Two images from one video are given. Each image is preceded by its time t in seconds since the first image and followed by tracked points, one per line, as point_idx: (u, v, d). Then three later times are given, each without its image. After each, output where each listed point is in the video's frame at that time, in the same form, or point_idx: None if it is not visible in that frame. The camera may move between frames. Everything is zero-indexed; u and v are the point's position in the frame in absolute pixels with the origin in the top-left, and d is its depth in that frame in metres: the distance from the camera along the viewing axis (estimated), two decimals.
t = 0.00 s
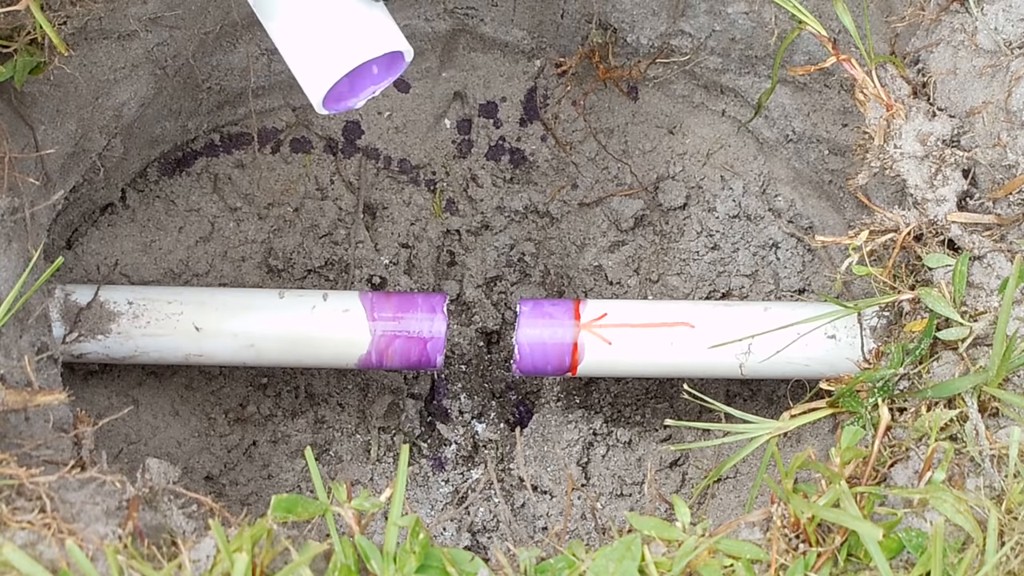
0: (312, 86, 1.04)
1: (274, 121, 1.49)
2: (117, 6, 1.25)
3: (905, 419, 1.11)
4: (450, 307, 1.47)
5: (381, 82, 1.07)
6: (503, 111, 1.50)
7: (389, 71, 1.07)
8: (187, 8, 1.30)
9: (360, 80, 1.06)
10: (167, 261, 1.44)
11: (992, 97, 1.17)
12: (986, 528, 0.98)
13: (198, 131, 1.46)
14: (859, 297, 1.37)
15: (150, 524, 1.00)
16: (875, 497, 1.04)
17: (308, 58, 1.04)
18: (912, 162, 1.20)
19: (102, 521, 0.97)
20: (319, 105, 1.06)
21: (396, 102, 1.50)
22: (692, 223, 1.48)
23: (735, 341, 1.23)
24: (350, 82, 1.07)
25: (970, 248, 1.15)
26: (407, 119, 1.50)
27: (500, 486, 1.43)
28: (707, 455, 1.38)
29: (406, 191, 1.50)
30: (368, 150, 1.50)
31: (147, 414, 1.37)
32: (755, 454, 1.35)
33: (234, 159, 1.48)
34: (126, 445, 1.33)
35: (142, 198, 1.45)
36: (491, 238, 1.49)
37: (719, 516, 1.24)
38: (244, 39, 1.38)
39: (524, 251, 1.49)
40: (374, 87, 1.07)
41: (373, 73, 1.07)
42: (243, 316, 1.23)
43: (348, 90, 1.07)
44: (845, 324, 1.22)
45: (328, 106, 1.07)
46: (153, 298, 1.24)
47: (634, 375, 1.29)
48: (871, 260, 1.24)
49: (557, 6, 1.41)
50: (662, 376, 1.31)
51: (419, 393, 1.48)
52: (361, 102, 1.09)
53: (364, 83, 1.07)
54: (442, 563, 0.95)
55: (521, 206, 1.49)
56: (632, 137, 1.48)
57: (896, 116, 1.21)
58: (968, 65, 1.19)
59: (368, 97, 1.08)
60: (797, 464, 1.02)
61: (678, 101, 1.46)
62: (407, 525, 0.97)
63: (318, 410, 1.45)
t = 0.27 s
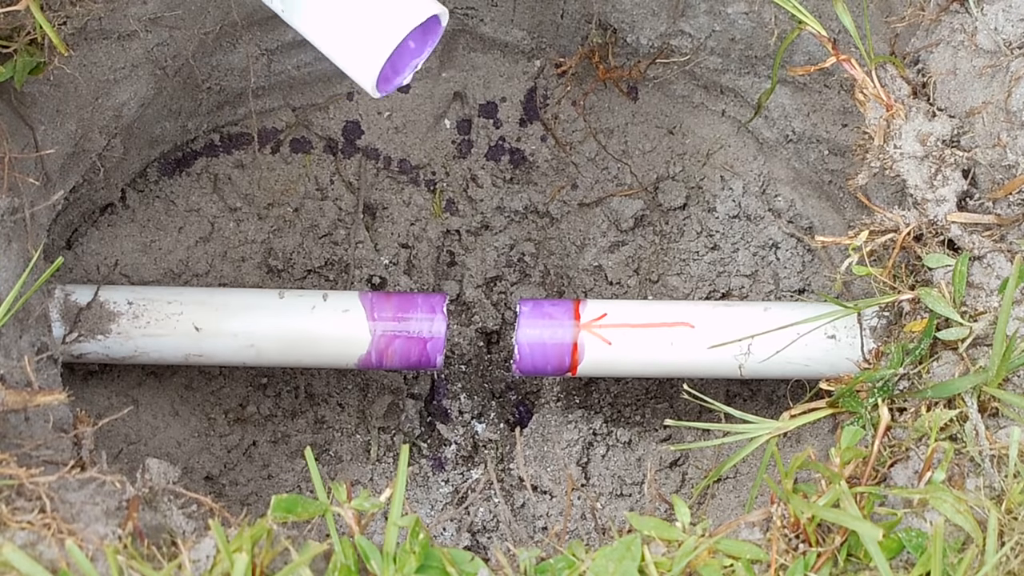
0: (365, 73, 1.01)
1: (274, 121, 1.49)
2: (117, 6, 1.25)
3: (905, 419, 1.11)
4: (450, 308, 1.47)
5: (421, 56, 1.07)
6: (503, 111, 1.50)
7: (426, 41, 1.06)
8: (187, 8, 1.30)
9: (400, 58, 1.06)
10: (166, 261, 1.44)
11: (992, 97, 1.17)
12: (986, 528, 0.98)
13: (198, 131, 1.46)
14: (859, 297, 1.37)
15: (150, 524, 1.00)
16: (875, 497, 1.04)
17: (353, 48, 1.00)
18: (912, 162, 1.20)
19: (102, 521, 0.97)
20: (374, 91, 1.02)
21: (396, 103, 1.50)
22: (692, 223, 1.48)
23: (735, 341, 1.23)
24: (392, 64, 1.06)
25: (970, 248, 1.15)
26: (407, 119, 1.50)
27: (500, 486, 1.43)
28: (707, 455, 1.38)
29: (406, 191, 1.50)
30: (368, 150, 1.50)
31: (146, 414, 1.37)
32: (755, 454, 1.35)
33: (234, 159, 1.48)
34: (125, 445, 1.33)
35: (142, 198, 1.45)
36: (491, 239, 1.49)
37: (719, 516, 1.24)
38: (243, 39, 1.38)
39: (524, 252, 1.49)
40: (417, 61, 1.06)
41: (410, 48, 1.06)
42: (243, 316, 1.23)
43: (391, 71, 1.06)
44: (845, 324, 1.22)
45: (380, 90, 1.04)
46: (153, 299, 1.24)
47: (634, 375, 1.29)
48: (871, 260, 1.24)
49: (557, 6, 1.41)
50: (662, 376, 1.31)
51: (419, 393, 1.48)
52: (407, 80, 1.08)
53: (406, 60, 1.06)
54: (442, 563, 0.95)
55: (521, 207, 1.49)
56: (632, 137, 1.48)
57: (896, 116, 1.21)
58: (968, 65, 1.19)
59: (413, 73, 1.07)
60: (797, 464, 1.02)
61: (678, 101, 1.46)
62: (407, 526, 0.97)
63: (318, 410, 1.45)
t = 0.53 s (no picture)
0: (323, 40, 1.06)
1: (274, 121, 1.49)
2: (117, 6, 1.26)
3: (905, 419, 1.11)
4: (450, 308, 1.47)
5: (386, 38, 1.14)
6: (503, 111, 1.50)
7: (393, 24, 1.14)
8: (186, 8, 1.30)
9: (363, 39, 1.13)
10: (167, 261, 1.44)
11: (992, 97, 1.17)
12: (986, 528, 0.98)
13: (198, 131, 1.46)
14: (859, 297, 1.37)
15: (150, 524, 1.00)
16: (875, 497, 1.04)
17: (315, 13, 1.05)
18: (912, 162, 1.20)
19: (102, 521, 0.97)
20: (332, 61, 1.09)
21: (396, 103, 1.50)
22: (692, 223, 1.48)
23: (735, 341, 1.23)
24: (355, 41, 1.14)
25: (970, 249, 1.15)
26: (407, 119, 1.50)
27: (500, 486, 1.43)
28: (707, 455, 1.38)
29: (406, 191, 1.50)
30: (368, 150, 1.50)
31: (147, 414, 1.37)
32: (755, 454, 1.35)
33: (234, 159, 1.48)
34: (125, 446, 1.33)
35: (142, 198, 1.45)
36: (491, 239, 1.49)
37: (720, 516, 1.24)
38: (243, 39, 1.38)
39: (524, 252, 1.49)
40: (381, 43, 1.13)
41: (375, 32, 1.14)
42: (243, 316, 1.23)
43: (354, 49, 1.14)
44: (845, 324, 1.22)
45: (341, 65, 1.13)
46: (152, 299, 1.24)
47: (634, 375, 1.29)
48: (871, 260, 1.25)
49: (557, 6, 1.41)
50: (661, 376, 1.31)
51: (419, 393, 1.48)
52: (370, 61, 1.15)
53: (372, 40, 1.14)
54: (442, 563, 0.95)
55: (521, 207, 1.49)
56: (632, 137, 1.48)
57: (896, 117, 1.21)
58: (968, 65, 1.19)
59: (376, 55, 1.14)
60: (797, 464, 1.01)
61: (678, 102, 1.46)
62: (407, 526, 0.97)
63: (318, 410, 1.45)
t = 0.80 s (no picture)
0: None
1: (274, 121, 1.49)
2: (117, 6, 1.26)
3: (905, 419, 1.11)
4: (450, 308, 1.47)
5: None
6: (503, 111, 1.50)
7: None
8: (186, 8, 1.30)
9: None
10: (167, 261, 1.44)
11: (992, 97, 1.17)
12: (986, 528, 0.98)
13: (198, 132, 1.46)
14: (859, 298, 1.37)
15: (150, 524, 1.00)
16: (875, 497, 1.04)
17: None
18: (912, 162, 1.20)
19: (102, 521, 0.97)
20: None
21: (396, 102, 1.50)
22: (692, 223, 1.48)
23: (734, 341, 1.23)
24: None
25: (970, 248, 1.14)
26: (407, 119, 1.50)
27: (500, 486, 1.43)
28: (707, 455, 1.38)
29: (406, 191, 1.50)
30: (368, 150, 1.50)
31: (147, 414, 1.37)
32: (755, 454, 1.35)
33: (234, 159, 1.48)
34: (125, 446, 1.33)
35: (142, 198, 1.45)
36: (491, 239, 1.49)
37: (720, 516, 1.24)
38: (244, 40, 1.38)
39: (524, 252, 1.49)
40: None
41: None
42: (243, 316, 1.23)
43: None
44: (845, 324, 1.22)
45: None
46: (152, 299, 1.24)
47: (634, 375, 1.29)
48: (870, 260, 1.24)
49: (557, 6, 1.41)
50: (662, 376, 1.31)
51: (419, 393, 1.48)
52: None
53: None
54: (441, 563, 0.95)
55: (521, 207, 1.49)
56: (632, 137, 1.49)
57: (896, 116, 1.20)
58: (968, 65, 1.19)
59: None
60: (797, 464, 1.01)
61: (678, 102, 1.47)
62: (407, 526, 0.97)
63: (318, 410, 1.45)
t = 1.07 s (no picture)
0: None
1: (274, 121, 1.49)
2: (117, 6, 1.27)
3: (905, 419, 1.11)
4: (450, 308, 1.47)
5: None
6: (503, 111, 1.50)
7: None
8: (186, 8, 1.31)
9: None
10: (167, 261, 1.44)
11: (992, 98, 1.17)
12: (986, 528, 0.98)
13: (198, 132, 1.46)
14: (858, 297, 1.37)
15: (150, 524, 1.00)
16: (875, 497, 1.04)
17: None
18: (912, 162, 1.19)
19: (102, 521, 0.97)
20: None
21: (395, 102, 1.50)
22: (692, 223, 1.48)
23: (734, 341, 1.23)
24: None
25: (970, 249, 1.14)
26: (407, 119, 1.50)
27: (500, 486, 1.43)
28: (707, 455, 1.38)
29: (406, 191, 1.50)
30: (368, 150, 1.50)
31: (147, 414, 1.37)
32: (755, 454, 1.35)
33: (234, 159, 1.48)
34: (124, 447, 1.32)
35: (142, 198, 1.45)
36: (491, 239, 1.49)
37: (719, 516, 1.24)
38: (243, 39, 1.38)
39: (524, 252, 1.49)
40: None
41: None
42: (243, 316, 1.23)
43: None
44: (845, 324, 1.22)
45: None
46: (152, 299, 1.24)
47: (634, 375, 1.29)
48: (870, 260, 1.24)
49: (557, 6, 1.41)
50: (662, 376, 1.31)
51: (419, 393, 1.48)
52: None
53: None
54: (441, 564, 0.95)
55: (521, 207, 1.49)
56: (632, 137, 1.49)
57: (896, 117, 1.20)
58: (968, 65, 1.19)
59: None
60: (797, 464, 1.01)
61: (678, 101, 1.47)
62: (407, 526, 0.96)
63: (318, 410, 1.45)
